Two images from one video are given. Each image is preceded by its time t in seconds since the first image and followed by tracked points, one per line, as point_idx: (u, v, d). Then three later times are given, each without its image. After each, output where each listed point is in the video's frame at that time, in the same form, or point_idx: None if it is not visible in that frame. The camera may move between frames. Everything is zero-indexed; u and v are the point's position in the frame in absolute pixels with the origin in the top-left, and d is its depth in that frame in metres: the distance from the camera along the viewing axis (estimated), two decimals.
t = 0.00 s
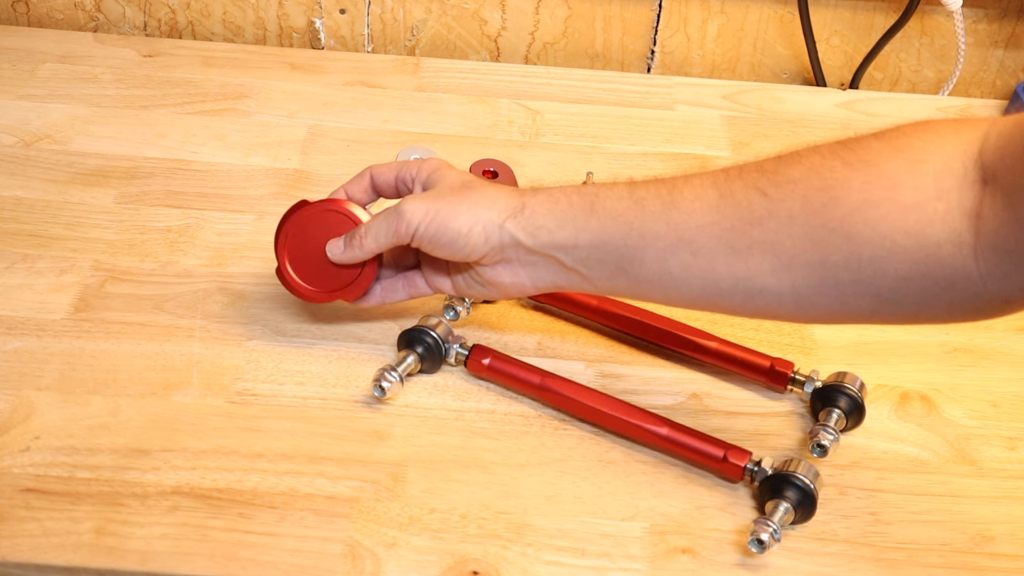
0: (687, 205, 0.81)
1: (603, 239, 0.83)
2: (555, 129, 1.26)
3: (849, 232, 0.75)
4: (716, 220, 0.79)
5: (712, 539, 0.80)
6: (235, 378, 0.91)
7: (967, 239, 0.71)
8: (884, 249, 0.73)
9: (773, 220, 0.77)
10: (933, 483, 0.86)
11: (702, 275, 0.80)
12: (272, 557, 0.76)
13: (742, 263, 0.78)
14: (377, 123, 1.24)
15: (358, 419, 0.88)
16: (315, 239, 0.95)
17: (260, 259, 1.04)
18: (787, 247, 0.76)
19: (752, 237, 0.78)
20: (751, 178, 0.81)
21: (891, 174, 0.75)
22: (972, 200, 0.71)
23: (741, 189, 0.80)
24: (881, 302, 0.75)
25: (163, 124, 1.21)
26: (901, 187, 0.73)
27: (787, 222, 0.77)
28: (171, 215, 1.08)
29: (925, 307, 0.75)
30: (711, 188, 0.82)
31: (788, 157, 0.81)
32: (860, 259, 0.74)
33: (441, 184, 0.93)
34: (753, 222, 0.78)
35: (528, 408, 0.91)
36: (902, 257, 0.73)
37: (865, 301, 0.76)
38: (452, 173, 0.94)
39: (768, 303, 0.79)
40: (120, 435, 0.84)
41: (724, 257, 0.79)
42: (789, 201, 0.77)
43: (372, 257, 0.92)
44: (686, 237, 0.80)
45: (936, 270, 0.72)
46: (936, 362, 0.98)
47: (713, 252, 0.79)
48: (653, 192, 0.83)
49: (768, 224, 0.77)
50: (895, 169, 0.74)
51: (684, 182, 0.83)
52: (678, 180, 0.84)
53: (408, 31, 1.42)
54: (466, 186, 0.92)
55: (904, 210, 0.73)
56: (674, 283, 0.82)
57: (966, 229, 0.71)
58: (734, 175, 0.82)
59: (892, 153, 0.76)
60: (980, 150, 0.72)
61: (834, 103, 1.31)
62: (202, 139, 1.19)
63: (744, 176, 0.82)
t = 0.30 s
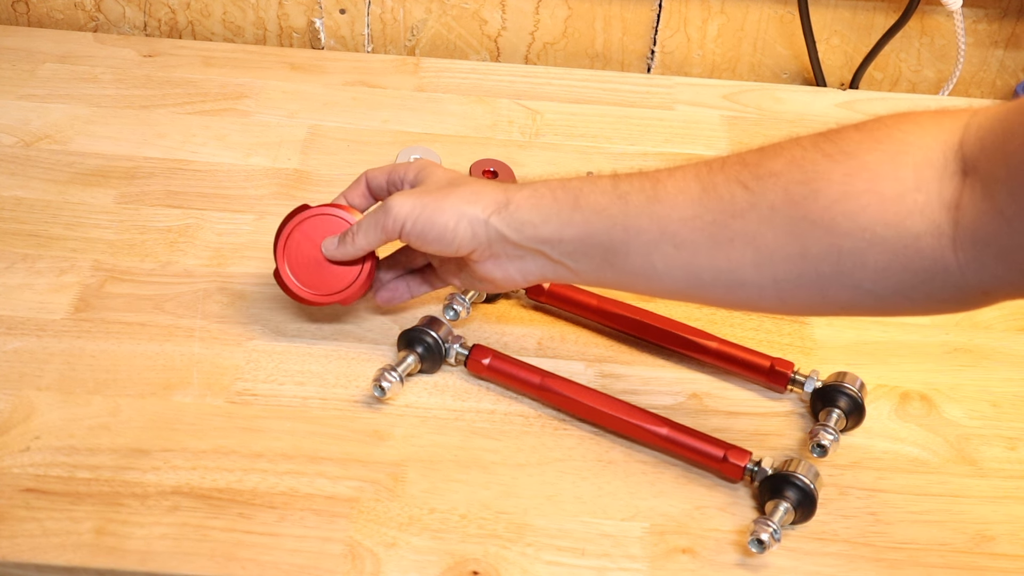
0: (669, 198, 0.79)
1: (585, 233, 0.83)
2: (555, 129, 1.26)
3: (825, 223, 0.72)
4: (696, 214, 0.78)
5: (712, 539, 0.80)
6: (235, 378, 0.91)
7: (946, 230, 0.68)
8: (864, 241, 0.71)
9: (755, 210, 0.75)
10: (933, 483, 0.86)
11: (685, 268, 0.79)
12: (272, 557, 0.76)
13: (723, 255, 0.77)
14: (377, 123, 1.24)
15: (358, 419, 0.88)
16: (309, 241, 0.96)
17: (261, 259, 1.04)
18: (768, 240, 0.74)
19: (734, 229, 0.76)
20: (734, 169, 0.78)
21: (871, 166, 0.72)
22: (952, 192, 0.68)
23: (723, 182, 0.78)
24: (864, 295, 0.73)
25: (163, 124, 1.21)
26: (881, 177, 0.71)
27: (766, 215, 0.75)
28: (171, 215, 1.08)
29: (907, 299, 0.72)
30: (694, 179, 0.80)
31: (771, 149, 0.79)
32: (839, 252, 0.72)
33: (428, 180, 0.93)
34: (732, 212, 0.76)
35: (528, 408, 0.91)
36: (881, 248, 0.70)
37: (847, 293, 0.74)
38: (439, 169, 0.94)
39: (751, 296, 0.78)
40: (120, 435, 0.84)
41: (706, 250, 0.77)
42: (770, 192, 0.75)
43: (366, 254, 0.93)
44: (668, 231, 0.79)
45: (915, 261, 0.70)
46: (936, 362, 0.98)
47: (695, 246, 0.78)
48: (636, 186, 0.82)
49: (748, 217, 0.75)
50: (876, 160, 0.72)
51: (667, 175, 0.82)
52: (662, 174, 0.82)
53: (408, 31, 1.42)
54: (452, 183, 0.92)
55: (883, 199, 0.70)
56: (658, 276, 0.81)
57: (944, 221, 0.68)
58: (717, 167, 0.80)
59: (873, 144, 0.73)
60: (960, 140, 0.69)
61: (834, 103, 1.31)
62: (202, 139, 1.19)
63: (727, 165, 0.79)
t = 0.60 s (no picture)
0: (654, 205, 0.78)
1: (571, 241, 0.81)
2: (555, 129, 1.26)
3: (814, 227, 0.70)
4: (682, 221, 0.76)
5: (712, 539, 0.80)
6: (235, 378, 0.91)
7: (935, 226, 0.66)
8: (853, 241, 0.69)
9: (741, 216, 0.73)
10: (933, 483, 0.86)
11: (675, 273, 0.77)
12: (272, 557, 0.76)
13: (714, 261, 0.75)
14: (377, 123, 1.24)
15: (358, 419, 0.88)
16: (307, 269, 0.95)
17: (261, 259, 1.04)
18: (757, 245, 0.73)
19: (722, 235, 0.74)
20: (718, 172, 0.76)
21: (856, 166, 0.70)
22: (940, 188, 0.67)
23: (708, 187, 0.76)
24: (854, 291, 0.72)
25: (163, 124, 1.21)
26: (867, 176, 0.69)
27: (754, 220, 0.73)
28: (171, 215, 1.08)
29: (898, 296, 0.71)
30: (678, 184, 0.78)
31: (755, 149, 0.76)
32: (828, 252, 0.70)
33: (408, 198, 0.92)
34: (719, 219, 0.74)
35: (528, 408, 0.91)
36: (871, 248, 0.69)
37: (838, 291, 0.72)
38: (416, 186, 0.92)
39: (742, 297, 0.76)
40: (120, 435, 0.85)
41: (696, 256, 0.76)
42: (757, 197, 0.73)
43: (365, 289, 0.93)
44: (655, 239, 0.77)
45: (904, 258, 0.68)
46: (936, 362, 0.98)
47: (683, 253, 0.76)
48: (618, 193, 0.80)
49: (736, 222, 0.74)
50: (862, 159, 0.70)
51: (649, 179, 0.80)
52: (645, 177, 0.80)
53: (408, 31, 1.42)
54: (432, 200, 0.90)
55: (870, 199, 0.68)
56: (648, 281, 0.79)
57: (933, 217, 0.66)
58: (701, 171, 0.78)
59: (859, 142, 0.71)
60: (946, 133, 0.68)
61: (834, 103, 1.31)
62: (202, 139, 1.19)
63: (712, 168, 0.77)
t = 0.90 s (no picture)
0: (649, 203, 0.78)
1: (567, 240, 0.81)
2: (555, 129, 1.26)
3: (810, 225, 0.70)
4: (677, 218, 0.76)
5: (712, 539, 0.80)
6: (235, 378, 0.91)
7: (930, 224, 0.67)
8: (848, 239, 0.69)
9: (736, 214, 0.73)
10: (933, 483, 0.86)
11: (672, 271, 0.77)
12: (272, 557, 0.76)
13: (710, 257, 0.75)
14: (377, 123, 1.24)
15: (358, 419, 0.88)
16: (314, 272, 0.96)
17: (261, 259, 1.04)
18: (753, 242, 0.73)
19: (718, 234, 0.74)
20: (714, 170, 0.76)
21: (851, 163, 0.70)
22: (935, 185, 0.67)
23: (704, 184, 0.76)
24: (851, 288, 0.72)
25: (163, 124, 1.21)
26: (862, 174, 0.69)
27: (750, 218, 0.73)
28: (171, 215, 1.08)
29: (893, 293, 0.71)
30: (673, 182, 0.77)
31: (750, 147, 0.76)
32: (823, 249, 0.70)
33: (404, 205, 0.92)
34: (715, 217, 0.74)
35: (528, 408, 0.91)
36: (866, 244, 0.69)
37: (833, 288, 0.72)
38: (412, 193, 0.92)
39: (738, 294, 0.76)
40: (120, 435, 0.85)
41: (692, 253, 0.76)
42: (752, 194, 0.73)
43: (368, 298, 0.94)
44: (651, 237, 0.77)
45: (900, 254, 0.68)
46: (936, 362, 0.98)
47: (679, 251, 0.76)
48: (613, 192, 0.80)
49: (731, 220, 0.74)
50: (856, 156, 0.70)
51: (644, 177, 0.79)
52: (639, 176, 0.80)
53: (408, 31, 1.42)
54: (427, 205, 0.90)
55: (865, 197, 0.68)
56: (644, 279, 0.79)
57: (928, 215, 0.67)
58: (696, 169, 0.78)
59: (854, 139, 0.71)
60: (942, 131, 0.68)
61: (834, 103, 1.31)
62: (202, 139, 1.19)
63: (708, 165, 0.77)
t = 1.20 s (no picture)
0: (684, 204, 0.77)
1: (601, 241, 0.81)
2: (556, 129, 1.26)
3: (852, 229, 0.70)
4: (714, 218, 0.75)
5: (712, 539, 0.80)
6: (235, 378, 0.91)
7: (971, 231, 0.67)
8: (888, 244, 0.69)
9: (775, 216, 0.73)
10: (933, 483, 0.86)
11: (706, 271, 0.77)
12: (272, 557, 0.76)
13: (747, 259, 0.75)
14: (377, 123, 1.24)
15: (358, 419, 0.88)
16: (314, 272, 0.96)
17: (261, 259, 1.04)
18: (792, 245, 0.72)
19: (756, 236, 0.74)
20: (752, 169, 0.75)
21: (893, 168, 0.70)
22: (977, 192, 0.67)
23: (740, 185, 0.75)
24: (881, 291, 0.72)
25: (163, 124, 1.21)
26: (905, 180, 0.69)
27: (791, 220, 0.72)
28: (171, 215, 1.08)
29: (928, 299, 0.71)
30: (709, 181, 0.77)
31: (787, 147, 0.76)
32: (863, 255, 0.70)
33: (426, 203, 0.90)
34: (754, 218, 0.74)
35: (528, 408, 0.91)
36: (906, 251, 0.69)
37: (867, 293, 0.73)
38: (432, 192, 0.90)
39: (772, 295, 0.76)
40: (120, 435, 0.85)
41: (728, 254, 0.75)
42: (792, 197, 0.73)
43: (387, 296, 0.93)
44: (686, 237, 0.76)
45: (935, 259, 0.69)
46: (936, 362, 0.98)
47: (714, 251, 0.76)
48: (645, 190, 0.79)
49: (770, 222, 0.73)
50: (898, 161, 0.70)
51: (678, 176, 0.78)
52: (671, 174, 0.79)
53: (408, 31, 1.42)
54: (452, 203, 0.88)
55: (908, 203, 0.69)
56: (677, 279, 0.79)
57: (969, 222, 0.67)
58: (731, 167, 0.77)
59: (894, 142, 0.71)
60: (983, 138, 0.68)
61: (834, 103, 1.31)
62: (202, 139, 1.19)
63: (744, 164, 0.76)
